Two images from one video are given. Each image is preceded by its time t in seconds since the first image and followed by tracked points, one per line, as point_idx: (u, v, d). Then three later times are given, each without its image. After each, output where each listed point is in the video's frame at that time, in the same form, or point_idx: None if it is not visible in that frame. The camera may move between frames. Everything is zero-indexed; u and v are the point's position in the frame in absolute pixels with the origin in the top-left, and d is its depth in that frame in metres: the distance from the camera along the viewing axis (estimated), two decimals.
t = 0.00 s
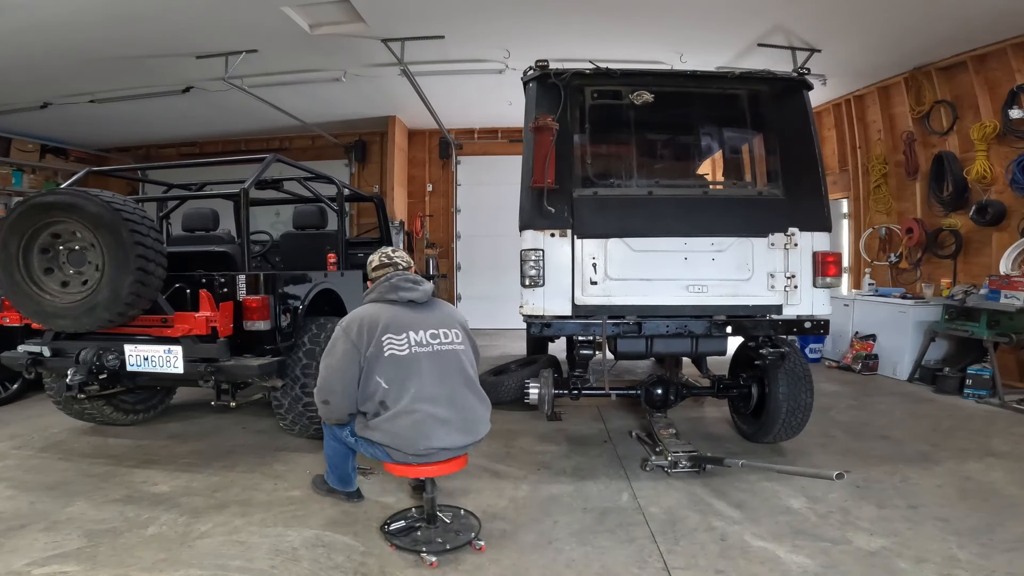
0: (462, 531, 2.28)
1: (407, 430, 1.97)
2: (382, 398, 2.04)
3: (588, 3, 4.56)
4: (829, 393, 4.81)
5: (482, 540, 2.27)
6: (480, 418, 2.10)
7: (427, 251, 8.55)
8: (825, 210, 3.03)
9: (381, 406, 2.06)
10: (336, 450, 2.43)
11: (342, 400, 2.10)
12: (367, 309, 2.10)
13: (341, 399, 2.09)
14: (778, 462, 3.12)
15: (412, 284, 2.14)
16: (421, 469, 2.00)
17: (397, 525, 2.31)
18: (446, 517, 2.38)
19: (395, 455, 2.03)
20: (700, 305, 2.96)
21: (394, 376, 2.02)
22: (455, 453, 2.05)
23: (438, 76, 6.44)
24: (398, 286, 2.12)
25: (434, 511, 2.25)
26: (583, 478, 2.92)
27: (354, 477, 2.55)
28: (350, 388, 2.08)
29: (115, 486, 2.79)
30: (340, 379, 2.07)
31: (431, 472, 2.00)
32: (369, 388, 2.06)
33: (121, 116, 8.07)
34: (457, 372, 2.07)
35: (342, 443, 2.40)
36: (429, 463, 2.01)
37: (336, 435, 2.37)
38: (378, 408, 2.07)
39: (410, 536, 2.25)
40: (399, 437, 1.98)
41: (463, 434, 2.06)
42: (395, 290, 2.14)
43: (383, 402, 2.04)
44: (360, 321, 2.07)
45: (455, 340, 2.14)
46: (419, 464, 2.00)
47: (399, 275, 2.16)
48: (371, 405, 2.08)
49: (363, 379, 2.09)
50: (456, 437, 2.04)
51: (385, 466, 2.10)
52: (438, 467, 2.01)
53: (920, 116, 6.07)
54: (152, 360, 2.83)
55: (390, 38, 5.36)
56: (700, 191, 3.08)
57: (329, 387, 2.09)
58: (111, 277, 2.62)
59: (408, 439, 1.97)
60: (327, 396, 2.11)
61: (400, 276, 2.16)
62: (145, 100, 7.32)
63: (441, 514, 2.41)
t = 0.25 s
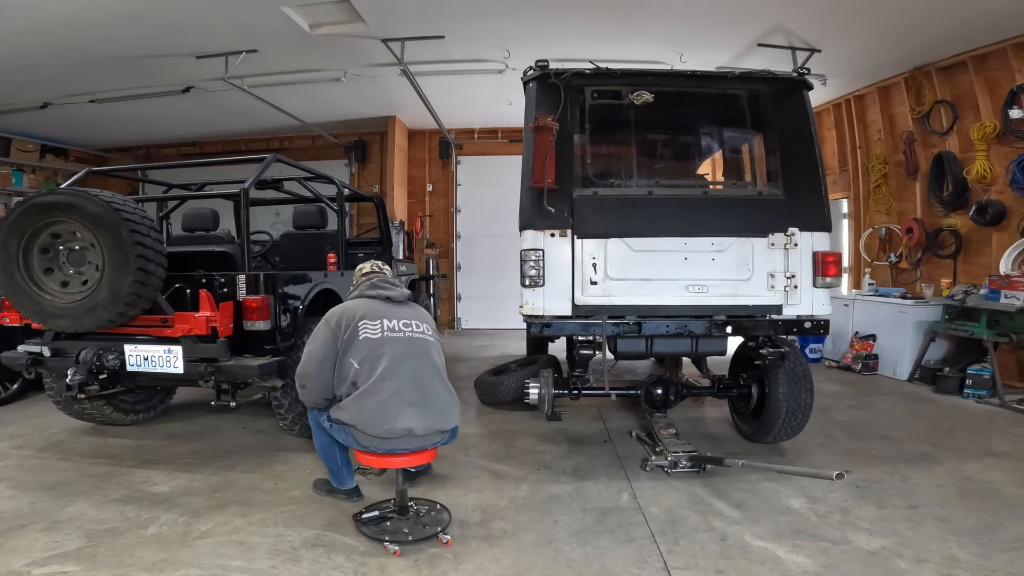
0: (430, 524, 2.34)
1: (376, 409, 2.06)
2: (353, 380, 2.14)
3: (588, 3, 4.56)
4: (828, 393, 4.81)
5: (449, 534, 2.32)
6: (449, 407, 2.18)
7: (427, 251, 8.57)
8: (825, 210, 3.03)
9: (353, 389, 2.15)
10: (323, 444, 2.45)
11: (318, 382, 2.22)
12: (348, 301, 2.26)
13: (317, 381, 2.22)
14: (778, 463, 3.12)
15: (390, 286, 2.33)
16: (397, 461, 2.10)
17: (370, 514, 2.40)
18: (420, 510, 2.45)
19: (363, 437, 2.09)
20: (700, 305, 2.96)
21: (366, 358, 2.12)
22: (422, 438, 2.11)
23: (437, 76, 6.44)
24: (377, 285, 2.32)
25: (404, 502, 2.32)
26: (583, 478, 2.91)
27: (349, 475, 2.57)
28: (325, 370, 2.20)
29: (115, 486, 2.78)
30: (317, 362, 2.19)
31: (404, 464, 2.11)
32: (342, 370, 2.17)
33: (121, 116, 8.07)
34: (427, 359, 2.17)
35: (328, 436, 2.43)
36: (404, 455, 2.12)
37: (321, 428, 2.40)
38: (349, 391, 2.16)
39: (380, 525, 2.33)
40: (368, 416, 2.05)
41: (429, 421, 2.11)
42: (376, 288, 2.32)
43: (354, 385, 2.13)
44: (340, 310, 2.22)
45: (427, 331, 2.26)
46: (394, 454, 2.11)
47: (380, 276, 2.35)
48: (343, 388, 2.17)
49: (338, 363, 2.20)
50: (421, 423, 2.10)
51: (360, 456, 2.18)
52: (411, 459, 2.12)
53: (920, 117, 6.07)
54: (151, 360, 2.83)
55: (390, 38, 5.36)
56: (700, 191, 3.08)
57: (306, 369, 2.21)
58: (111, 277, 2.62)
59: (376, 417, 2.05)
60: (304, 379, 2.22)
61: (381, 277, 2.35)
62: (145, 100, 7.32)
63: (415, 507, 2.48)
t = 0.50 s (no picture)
0: (416, 520, 2.36)
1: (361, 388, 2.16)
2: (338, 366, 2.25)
3: (588, 3, 4.56)
4: (828, 393, 4.81)
5: (434, 530, 2.34)
6: (431, 394, 2.28)
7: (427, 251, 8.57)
8: (825, 209, 3.03)
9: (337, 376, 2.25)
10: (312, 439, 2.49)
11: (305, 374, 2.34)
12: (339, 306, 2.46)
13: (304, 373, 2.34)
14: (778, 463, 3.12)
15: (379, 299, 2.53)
16: (384, 457, 2.14)
17: (358, 509, 2.42)
18: (408, 507, 2.47)
19: (347, 418, 2.16)
20: (700, 305, 2.96)
21: (352, 343, 2.25)
22: (404, 421, 2.19)
23: (437, 76, 6.44)
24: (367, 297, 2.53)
25: (391, 498, 2.34)
26: (583, 478, 2.91)
27: (340, 472, 2.58)
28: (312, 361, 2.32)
29: (115, 486, 2.79)
30: (305, 353, 2.31)
31: (390, 460, 2.14)
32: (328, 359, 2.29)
33: (121, 116, 8.07)
34: (410, 348, 2.31)
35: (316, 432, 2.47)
36: (390, 452, 2.16)
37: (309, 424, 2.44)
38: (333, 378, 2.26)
39: (367, 520, 2.36)
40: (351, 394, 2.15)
41: (409, 404, 2.20)
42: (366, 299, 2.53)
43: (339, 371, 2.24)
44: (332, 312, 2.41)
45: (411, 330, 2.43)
46: (381, 450, 2.16)
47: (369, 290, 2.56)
48: (328, 376, 2.27)
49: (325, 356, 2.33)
50: (401, 404, 2.18)
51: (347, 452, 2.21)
52: (396, 455, 2.16)
53: (920, 117, 6.06)
54: (152, 360, 2.83)
55: (390, 38, 5.36)
56: (700, 191, 3.08)
57: (295, 361, 2.33)
58: (111, 277, 2.62)
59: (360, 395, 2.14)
60: (292, 371, 2.34)
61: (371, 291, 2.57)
62: (145, 100, 7.32)
63: (402, 502, 2.50)
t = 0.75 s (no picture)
0: (405, 517, 2.37)
1: (344, 376, 2.29)
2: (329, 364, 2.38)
3: (588, 3, 4.56)
4: (828, 393, 4.81)
5: (423, 527, 2.35)
6: (416, 384, 2.38)
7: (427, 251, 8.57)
8: (824, 209, 3.03)
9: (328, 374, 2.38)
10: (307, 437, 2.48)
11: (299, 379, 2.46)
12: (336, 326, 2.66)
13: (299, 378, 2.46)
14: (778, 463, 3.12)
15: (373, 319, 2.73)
16: (373, 455, 2.17)
17: (349, 505, 2.43)
18: (399, 505, 2.48)
19: (336, 407, 2.25)
20: (700, 305, 2.96)
21: (342, 342, 2.41)
22: (389, 406, 2.27)
23: (437, 76, 6.44)
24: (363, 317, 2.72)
25: (382, 495, 2.37)
26: (583, 478, 2.91)
27: (335, 470, 2.57)
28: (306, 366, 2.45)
29: (115, 486, 2.79)
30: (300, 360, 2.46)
31: (379, 457, 2.17)
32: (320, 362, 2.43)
33: (121, 116, 8.07)
34: (393, 344, 2.45)
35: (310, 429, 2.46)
36: (379, 451, 2.18)
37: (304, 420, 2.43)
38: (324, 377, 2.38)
39: (357, 517, 2.37)
40: (335, 382, 2.27)
41: (395, 390, 2.30)
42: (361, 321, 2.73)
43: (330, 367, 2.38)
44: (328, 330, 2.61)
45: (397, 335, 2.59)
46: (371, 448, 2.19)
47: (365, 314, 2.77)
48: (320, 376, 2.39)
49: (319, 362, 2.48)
50: (387, 390, 2.29)
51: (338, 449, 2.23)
52: (386, 452, 2.19)
53: (920, 117, 6.06)
54: (151, 360, 2.83)
55: (390, 38, 5.36)
56: (700, 191, 3.08)
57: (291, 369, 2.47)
58: (111, 277, 2.62)
59: (343, 382, 2.27)
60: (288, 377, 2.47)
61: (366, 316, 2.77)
62: (145, 100, 7.32)
63: (393, 500, 2.52)
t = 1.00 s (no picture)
0: (390, 514, 2.36)
1: (328, 371, 2.34)
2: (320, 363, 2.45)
3: (587, 3, 4.56)
4: (828, 393, 4.81)
5: (407, 526, 2.34)
6: (401, 378, 2.37)
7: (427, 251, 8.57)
8: (824, 209, 3.03)
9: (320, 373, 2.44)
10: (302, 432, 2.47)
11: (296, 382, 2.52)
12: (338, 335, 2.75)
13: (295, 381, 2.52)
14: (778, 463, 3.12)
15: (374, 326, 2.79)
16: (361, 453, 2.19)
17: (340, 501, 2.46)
18: (388, 502, 2.48)
19: (320, 401, 2.28)
20: (700, 305, 2.96)
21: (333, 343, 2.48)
22: (370, 400, 2.28)
23: (437, 76, 6.44)
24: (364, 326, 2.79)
25: (368, 492, 2.37)
26: (583, 478, 2.91)
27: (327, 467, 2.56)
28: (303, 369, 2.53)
29: (115, 486, 2.79)
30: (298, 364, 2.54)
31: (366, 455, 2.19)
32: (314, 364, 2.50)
33: (122, 116, 8.07)
34: (381, 342, 2.48)
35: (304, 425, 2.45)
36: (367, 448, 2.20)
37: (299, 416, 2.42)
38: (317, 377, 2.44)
39: (344, 512, 2.39)
40: (319, 378, 2.33)
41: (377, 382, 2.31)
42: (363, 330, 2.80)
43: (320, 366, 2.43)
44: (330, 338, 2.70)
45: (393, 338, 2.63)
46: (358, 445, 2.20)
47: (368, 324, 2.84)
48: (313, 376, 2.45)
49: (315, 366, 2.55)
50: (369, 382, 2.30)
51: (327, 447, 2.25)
52: (373, 450, 2.21)
53: (920, 117, 6.06)
54: (151, 360, 2.83)
55: (390, 38, 5.36)
56: (700, 191, 3.08)
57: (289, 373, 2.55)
58: (111, 276, 2.62)
59: (326, 376, 2.32)
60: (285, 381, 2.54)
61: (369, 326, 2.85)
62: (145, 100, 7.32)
63: (383, 497, 2.51)
